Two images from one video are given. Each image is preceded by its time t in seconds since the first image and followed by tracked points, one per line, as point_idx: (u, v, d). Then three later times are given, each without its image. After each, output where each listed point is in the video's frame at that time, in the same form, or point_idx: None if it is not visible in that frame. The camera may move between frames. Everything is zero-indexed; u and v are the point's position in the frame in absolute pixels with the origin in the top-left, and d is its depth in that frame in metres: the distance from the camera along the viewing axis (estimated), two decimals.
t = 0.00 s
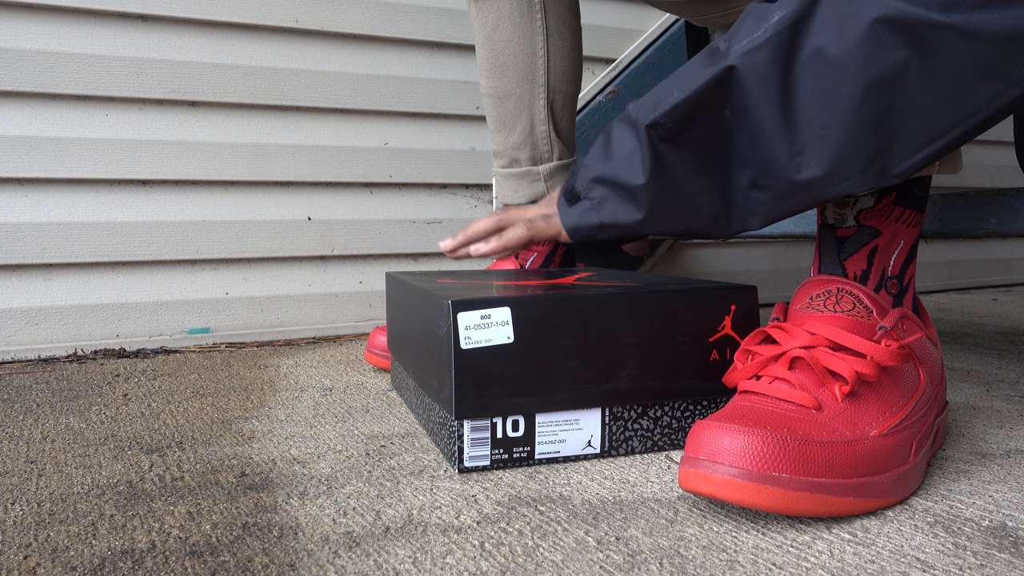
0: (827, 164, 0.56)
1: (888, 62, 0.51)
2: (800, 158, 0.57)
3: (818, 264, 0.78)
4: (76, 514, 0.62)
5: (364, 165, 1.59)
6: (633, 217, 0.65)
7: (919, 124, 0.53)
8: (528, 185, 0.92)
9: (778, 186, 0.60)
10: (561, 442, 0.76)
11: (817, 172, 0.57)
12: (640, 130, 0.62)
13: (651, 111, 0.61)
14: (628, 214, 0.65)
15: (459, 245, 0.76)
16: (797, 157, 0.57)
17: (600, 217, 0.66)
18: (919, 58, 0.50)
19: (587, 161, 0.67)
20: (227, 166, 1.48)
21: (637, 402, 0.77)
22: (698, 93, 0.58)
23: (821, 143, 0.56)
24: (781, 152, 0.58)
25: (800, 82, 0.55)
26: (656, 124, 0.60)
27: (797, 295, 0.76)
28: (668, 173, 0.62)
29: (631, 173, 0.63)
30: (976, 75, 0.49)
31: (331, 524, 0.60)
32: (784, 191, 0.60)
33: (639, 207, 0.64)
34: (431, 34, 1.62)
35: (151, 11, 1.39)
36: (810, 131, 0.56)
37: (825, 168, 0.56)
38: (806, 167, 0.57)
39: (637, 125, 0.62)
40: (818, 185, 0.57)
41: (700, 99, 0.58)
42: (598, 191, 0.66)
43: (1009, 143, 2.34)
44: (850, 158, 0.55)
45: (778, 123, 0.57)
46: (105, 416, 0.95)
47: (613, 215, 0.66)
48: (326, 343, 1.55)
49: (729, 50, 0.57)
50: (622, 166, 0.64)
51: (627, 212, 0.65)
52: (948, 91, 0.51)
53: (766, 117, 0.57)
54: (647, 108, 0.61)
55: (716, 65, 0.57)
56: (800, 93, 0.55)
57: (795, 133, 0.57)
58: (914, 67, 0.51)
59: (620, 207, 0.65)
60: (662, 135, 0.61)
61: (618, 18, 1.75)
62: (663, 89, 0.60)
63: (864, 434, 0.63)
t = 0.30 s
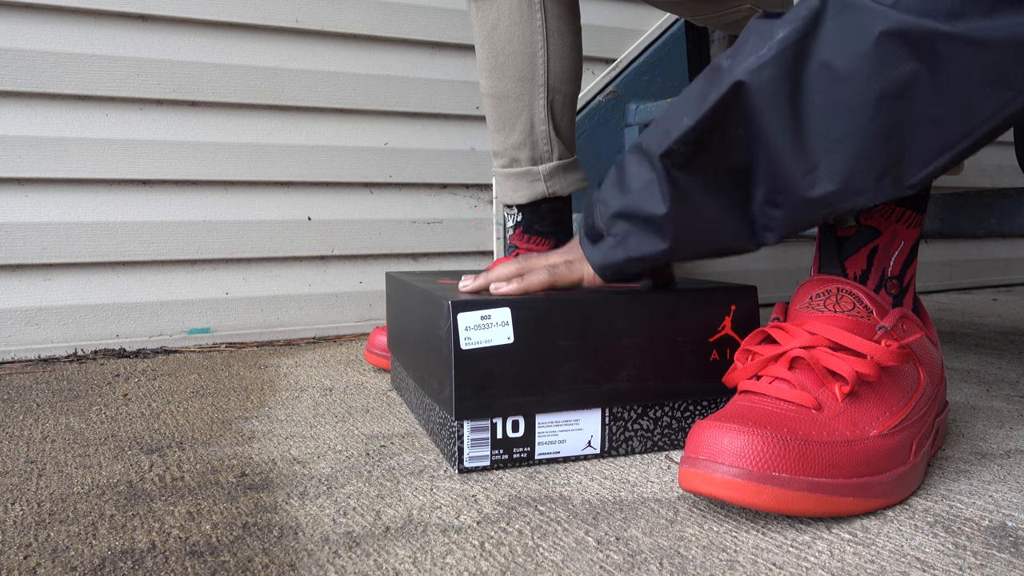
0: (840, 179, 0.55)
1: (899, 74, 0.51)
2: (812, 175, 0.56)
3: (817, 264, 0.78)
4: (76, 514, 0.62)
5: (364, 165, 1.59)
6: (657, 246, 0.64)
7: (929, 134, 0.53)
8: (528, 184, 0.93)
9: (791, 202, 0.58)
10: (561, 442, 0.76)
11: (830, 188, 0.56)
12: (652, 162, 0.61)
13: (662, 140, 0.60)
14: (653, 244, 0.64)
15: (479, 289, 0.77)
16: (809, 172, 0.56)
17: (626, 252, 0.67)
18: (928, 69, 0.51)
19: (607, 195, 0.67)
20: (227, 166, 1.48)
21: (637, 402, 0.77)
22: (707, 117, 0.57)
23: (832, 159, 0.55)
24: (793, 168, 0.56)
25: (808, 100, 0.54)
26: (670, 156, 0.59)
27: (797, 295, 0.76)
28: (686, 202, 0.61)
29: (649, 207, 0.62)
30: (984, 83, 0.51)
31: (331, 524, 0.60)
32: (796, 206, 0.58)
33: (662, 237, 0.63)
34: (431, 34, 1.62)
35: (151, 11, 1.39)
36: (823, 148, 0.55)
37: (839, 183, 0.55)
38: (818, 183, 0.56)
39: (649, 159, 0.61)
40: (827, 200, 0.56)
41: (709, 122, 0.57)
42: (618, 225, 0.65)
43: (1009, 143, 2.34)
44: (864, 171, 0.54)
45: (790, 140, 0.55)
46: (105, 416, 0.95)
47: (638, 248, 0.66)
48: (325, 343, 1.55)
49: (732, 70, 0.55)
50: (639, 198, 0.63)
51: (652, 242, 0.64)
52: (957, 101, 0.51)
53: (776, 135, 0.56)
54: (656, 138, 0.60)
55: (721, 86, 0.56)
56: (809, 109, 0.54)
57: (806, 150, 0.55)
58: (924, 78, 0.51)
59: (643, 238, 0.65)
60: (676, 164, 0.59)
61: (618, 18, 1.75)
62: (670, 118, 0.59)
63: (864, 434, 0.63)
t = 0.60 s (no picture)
0: (842, 179, 0.59)
1: (909, 83, 0.54)
2: (816, 173, 0.60)
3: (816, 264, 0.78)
4: (76, 514, 0.62)
5: (364, 165, 1.59)
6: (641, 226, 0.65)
7: (935, 140, 0.55)
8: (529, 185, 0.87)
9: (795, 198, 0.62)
10: (561, 442, 0.76)
11: (831, 188, 0.60)
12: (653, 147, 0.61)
13: (667, 129, 0.60)
14: (639, 223, 0.65)
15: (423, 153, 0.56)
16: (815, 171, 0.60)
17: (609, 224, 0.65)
18: (940, 79, 0.53)
19: (597, 159, 0.64)
20: (227, 166, 1.48)
21: (637, 402, 0.77)
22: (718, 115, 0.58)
23: (838, 159, 0.58)
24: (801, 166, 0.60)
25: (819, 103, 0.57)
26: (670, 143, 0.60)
27: (797, 295, 0.76)
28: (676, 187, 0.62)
29: (643, 190, 0.62)
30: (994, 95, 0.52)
31: (331, 524, 0.60)
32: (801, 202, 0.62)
33: (648, 219, 0.64)
34: (431, 34, 1.62)
35: (151, 11, 1.39)
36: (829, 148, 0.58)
37: (841, 182, 0.59)
38: (822, 181, 0.60)
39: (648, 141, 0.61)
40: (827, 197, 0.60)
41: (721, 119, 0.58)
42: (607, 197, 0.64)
43: (1009, 142, 2.34)
44: (864, 174, 0.58)
45: (801, 139, 0.58)
46: (105, 416, 0.95)
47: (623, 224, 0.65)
48: (326, 343, 1.55)
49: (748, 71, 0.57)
50: (635, 175, 0.62)
51: (638, 220, 0.65)
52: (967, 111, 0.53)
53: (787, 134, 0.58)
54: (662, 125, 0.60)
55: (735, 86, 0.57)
56: (819, 110, 0.57)
57: (807, 149, 0.59)
58: (936, 88, 0.53)
59: (630, 214, 0.64)
60: (672, 156, 0.61)
61: (618, 18, 1.76)
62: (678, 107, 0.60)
63: (864, 434, 0.63)
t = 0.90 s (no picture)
0: (864, 206, 0.58)
1: (923, 102, 0.52)
2: (835, 201, 0.59)
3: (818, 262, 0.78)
4: (76, 514, 0.62)
5: (364, 165, 1.59)
6: (673, 272, 0.68)
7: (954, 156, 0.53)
8: (529, 184, 0.93)
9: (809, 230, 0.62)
10: (561, 442, 0.76)
11: (854, 213, 0.59)
12: (670, 197, 0.64)
13: (679, 173, 0.62)
14: (670, 270, 0.68)
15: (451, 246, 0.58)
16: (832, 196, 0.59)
17: (642, 275, 0.70)
18: (953, 95, 0.51)
19: (619, 222, 0.69)
20: (227, 166, 1.48)
21: (637, 402, 0.77)
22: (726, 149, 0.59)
23: (855, 184, 0.57)
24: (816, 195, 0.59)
25: (830, 129, 0.56)
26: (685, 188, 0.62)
27: (797, 295, 0.76)
28: (702, 230, 0.64)
29: (673, 240, 0.65)
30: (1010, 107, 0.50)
31: (331, 525, 0.60)
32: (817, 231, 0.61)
33: (681, 264, 0.67)
34: (431, 34, 1.62)
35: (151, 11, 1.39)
36: (846, 175, 0.57)
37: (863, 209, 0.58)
38: (843, 209, 0.59)
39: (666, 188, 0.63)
40: (849, 225, 0.59)
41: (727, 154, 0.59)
42: (633, 251, 0.69)
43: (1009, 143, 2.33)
44: (890, 197, 0.56)
45: (814, 169, 0.58)
46: (105, 416, 0.95)
47: (654, 272, 0.69)
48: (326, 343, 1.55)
49: (753, 104, 0.57)
50: (654, 228, 0.66)
51: (669, 268, 0.69)
52: (986, 123, 0.51)
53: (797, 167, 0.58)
54: (675, 172, 0.63)
55: (740, 118, 0.58)
56: (831, 137, 0.56)
57: (829, 176, 0.58)
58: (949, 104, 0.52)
59: (657, 264, 0.69)
60: (693, 199, 0.62)
61: (618, 17, 1.75)
62: (687, 150, 0.62)
63: (864, 434, 0.63)
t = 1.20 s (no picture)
0: (867, 209, 0.60)
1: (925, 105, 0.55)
2: (839, 204, 0.61)
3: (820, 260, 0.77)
4: (76, 514, 0.62)
5: (364, 165, 1.59)
6: (669, 274, 0.70)
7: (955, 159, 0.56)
8: (529, 184, 0.93)
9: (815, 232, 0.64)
10: (561, 443, 0.75)
11: (857, 217, 0.61)
12: (672, 198, 0.65)
13: (682, 176, 0.64)
14: (665, 272, 0.70)
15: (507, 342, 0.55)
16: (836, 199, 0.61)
17: (638, 278, 0.71)
18: (954, 99, 0.54)
19: (617, 223, 0.71)
20: (227, 166, 1.48)
21: (637, 402, 0.77)
22: (731, 152, 0.61)
23: (860, 187, 0.60)
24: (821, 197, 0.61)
25: (835, 133, 0.59)
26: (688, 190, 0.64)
27: (798, 295, 0.76)
28: (701, 232, 0.66)
29: (670, 240, 0.67)
30: (1010, 112, 0.53)
31: (331, 525, 0.60)
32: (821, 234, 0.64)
33: (677, 265, 0.69)
34: (431, 34, 1.62)
35: (151, 11, 1.39)
36: (850, 178, 0.60)
37: (866, 212, 0.60)
38: (846, 211, 0.61)
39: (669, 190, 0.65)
40: (853, 228, 0.62)
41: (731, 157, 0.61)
42: (630, 252, 0.70)
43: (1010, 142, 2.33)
44: (891, 199, 0.59)
45: (819, 171, 0.60)
46: (105, 416, 0.95)
47: (650, 274, 0.70)
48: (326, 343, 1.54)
49: (757, 109, 0.60)
50: (654, 229, 0.68)
51: (665, 270, 0.70)
52: (986, 127, 0.54)
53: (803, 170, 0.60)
54: (678, 175, 0.65)
55: (746, 122, 0.60)
56: (836, 140, 0.59)
57: (832, 180, 0.60)
58: (950, 108, 0.54)
59: (654, 267, 0.70)
60: (694, 200, 0.64)
61: (618, 17, 1.75)
62: (691, 154, 0.64)
63: (864, 434, 0.63)
